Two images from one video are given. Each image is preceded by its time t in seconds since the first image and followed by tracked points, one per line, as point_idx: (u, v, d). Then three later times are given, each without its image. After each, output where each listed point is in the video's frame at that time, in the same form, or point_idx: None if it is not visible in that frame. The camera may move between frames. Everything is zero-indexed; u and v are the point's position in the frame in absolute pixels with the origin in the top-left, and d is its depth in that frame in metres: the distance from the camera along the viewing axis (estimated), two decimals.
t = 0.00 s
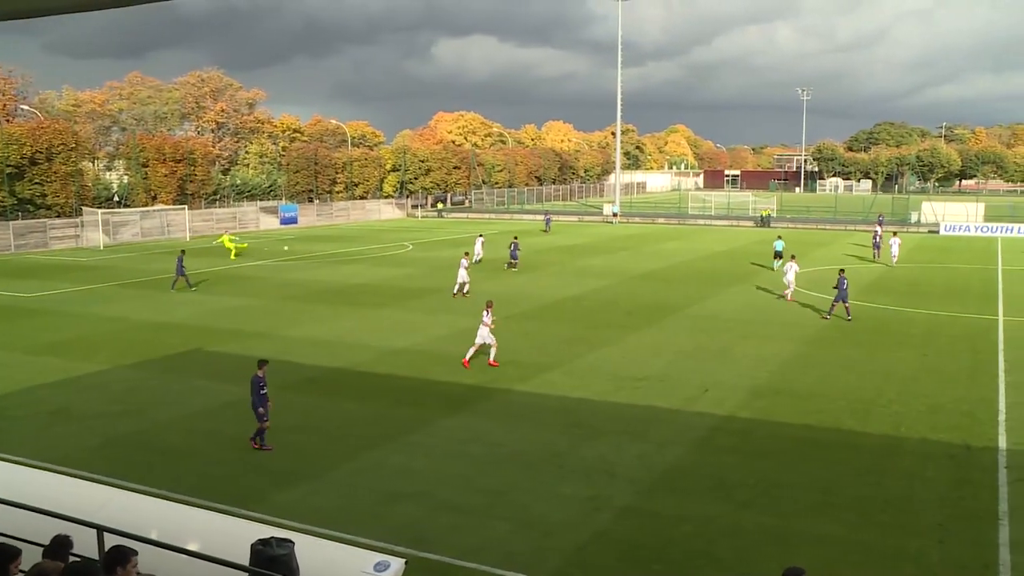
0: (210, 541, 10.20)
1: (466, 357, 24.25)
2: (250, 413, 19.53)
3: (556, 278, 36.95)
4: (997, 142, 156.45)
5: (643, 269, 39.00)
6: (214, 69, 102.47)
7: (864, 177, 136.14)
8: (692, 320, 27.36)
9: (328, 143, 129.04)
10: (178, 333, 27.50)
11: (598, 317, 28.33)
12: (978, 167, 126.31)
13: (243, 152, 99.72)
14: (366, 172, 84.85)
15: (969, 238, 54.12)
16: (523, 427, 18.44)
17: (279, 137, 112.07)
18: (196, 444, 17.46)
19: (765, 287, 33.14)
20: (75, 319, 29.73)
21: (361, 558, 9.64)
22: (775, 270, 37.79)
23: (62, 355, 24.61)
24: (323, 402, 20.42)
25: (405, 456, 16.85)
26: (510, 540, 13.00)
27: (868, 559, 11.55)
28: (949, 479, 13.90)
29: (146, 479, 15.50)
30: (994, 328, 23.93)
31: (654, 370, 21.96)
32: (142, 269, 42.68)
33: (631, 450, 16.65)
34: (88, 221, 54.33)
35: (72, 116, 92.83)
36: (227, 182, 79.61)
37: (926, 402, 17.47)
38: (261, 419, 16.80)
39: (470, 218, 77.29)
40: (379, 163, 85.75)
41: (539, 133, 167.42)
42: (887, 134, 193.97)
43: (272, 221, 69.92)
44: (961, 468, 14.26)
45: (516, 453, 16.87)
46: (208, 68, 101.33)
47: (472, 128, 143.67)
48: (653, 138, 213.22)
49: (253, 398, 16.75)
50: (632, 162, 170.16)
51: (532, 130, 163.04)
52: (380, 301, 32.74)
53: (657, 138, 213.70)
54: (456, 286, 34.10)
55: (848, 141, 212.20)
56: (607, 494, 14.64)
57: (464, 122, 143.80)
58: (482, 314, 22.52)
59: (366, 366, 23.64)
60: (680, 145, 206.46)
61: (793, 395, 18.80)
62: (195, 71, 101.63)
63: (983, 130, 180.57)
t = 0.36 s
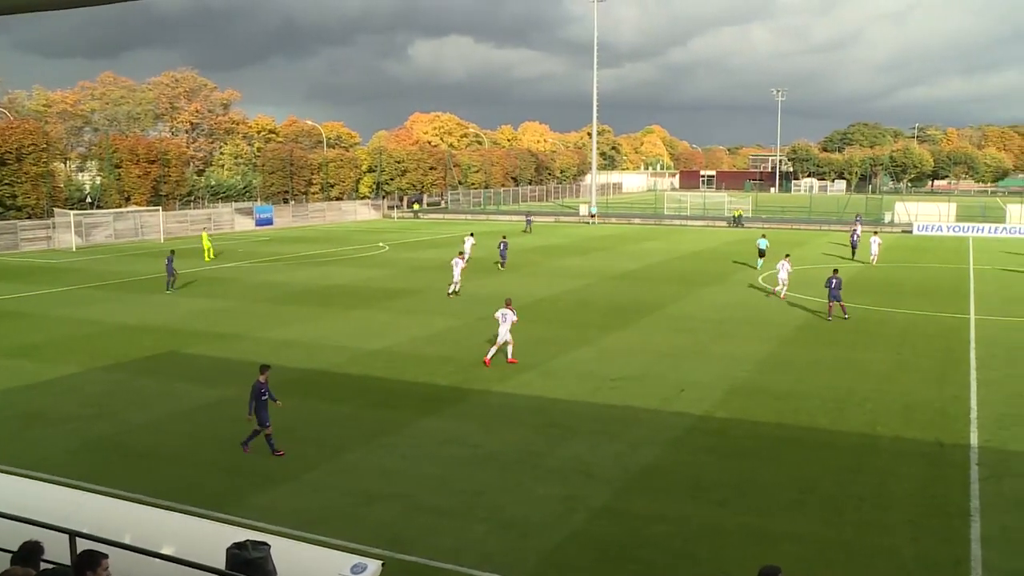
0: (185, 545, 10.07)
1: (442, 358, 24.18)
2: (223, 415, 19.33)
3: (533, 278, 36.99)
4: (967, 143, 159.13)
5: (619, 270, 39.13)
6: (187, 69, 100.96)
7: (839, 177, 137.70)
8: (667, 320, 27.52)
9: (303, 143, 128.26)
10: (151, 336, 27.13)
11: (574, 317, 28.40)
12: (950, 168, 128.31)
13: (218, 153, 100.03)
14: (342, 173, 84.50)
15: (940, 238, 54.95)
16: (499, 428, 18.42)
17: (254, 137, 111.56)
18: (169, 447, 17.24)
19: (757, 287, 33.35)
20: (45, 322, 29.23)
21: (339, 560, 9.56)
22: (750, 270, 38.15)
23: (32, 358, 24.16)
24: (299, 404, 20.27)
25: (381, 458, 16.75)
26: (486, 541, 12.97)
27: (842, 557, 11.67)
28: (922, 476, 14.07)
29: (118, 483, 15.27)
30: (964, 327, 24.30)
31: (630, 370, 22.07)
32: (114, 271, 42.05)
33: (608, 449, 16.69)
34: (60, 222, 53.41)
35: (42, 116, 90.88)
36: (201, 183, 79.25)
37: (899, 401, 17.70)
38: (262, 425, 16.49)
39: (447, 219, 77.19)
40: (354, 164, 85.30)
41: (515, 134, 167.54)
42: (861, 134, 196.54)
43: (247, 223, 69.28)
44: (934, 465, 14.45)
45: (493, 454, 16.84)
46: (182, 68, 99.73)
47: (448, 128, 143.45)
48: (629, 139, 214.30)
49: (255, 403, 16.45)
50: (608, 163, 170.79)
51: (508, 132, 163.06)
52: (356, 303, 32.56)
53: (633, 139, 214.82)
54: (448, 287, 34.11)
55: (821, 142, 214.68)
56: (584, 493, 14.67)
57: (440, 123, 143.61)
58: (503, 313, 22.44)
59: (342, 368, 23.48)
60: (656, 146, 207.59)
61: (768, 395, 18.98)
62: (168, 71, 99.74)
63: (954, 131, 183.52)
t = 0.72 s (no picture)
0: (154, 549, 9.85)
1: (412, 359, 24.07)
2: (192, 418, 19.06)
3: (504, 279, 36.95)
4: (933, 143, 162.30)
5: (589, 270, 39.26)
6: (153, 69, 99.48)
7: (806, 177, 139.41)
8: (637, 320, 27.67)
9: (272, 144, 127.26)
10: (117, 338, 26.65)
11: (545, 318, 28.41)
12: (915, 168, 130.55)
13: (185, 154, 99.23)
14: (311, 174, 83.78)
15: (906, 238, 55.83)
16: (470, 428, 18.37)
17: (222, 138, 110.44)
18: (134, 451, 16.95)
19: (736, 287, 33.41)
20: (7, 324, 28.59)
21: (311, 562, 9.41)
22: (718, 270, 38.49)
23: None
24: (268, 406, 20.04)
25: (351, 459, 16.63)
26: (458, 542, 12.92)
27: (810, 555, 11.83)
28: (888, 472, 14.28)
29: (85, 487, 14.98)
30: (928, 325, 24.70)
31: (599, 369, 22.16)
32: (78, 273, 41.22)
33: (578, 449, 16.75)
34: (23, 223, 52.23)
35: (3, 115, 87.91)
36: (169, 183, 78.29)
37: (867, 399, 17.93)
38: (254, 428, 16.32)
39: (416, 220, 76.88)
40: (323, 165, 84.57)
41: (484, 135, 167.45)
42: (827, 135, 199.39)
43: (215, 224, 68.36)
44: (900, 461, 14.65)
45: (463, 455, 16.79)
46: (148, 67, 98.10)
47: (417, 129, 142.93)
48: (598, 140, 215.45)
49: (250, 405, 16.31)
50: (577, 163, 171.34)
51: (477, 132, 162.97)
52: (326, 304, 32.27)
53: (602, 139, 215.89)
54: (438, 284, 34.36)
55: (789, 142, 217.27)
56: (556, 494, 14.69)
57: (409, 123, 142.94)
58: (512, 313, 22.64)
59: (311, 369, 23.27)
60: (625, 147, 208.65)
61: (736, 394, 19.16)
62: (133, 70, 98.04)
63: (919, 132, 186.91)
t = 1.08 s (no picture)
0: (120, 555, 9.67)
1: (382, 361, 23.92)
2: (158, 422, 18.73)
3: (473, 279, 36.93)
4: (898, 144, 165.64)
5: (560, 270, 39.34)
6: (118, 69, 97.91)
7: (774, 177, 141.30)
8: (607, 320, 27.78)
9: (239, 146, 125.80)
10: (82, 341, 26.13)
11: (515, 319, 28.40)
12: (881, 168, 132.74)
13: (151, 155, 97.53)
14: (279, 175, 82.50)
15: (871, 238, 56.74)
16: (441, 429, 18.30)
17: (189, 139, 108.88)
18: (100, 455, 16.64)
19: (707, 287, 33.63)
20: None
21: (282, 565, 9.31)
22: (687, 270, 38.79)
23: None
24: (235, 408, 19.83)
25: (321, 462, 16.48)
26: (429, 544, 12.88)
27: (779, 552, 11.97)
28: (856, 469, 14.47)
29: (49, 493, 14.67)
30: (893, 324, 25.10)
31: (570, 370, 22.21)
32: (40, 275, 40.34)
33: (549, 450, 16.77)
34: None
35: None
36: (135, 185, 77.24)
37: (835, 398, 18.15)
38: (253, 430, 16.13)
39: (385, 221, 76.43)
40: (292, 166, 83.67)
41: (453, 136, 167.09)
42: (794, 135, 202.44)
43: (183, 225, 67.21)
44: (867, 458, 14.85)
45: (435, 456, 16.73)
46: (112, 67, 96.46)
47: (386, 130, 142.24)
48: (567, 141, 216.25)
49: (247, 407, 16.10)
50: (547, 164, 171.77)
51: (446, 133, 162.69)
52: (294, 305, 31.93)
53: (572, 140, 216.70)
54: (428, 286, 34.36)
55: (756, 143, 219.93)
56: (527, 494, 14.72)
57: (378, 124, 142.22)
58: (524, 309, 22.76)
59: (280, 371, 23.01)
60: (593, 147, 209.71)
61: (706, 393, 19.31)
62: (97, 70, 96.43)
63: (884, 132, 190.49)
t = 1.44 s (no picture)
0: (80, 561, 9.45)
1: (349, 362, 23.70)
2: (119, 425, 18.34)
3: (441, 280, 36.74)
4: (862, 145, 168.52)
5: (528, 271, 39.32)
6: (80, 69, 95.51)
7: (740, 177, 142.88)
8: (574, 320, 27.81)
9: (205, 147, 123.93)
10: (42, 344, 25.51)
11: (484, 320, 28.30)
12: (845, 169, 134.88)
13: (115, 156, 95.18)
14: (245, 176, 81.34)
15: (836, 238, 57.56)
16: (409, 431, 18.16)
17: (153, 140, 106.78)
18: (61, 460, 16.25)
19: (674, 287, 33.79)
20: None
21: (249, 569, 9.14)
22: (654, 270, 39.03)
23: None
24: (198, 411, 19.50)
25: (288, 464, 16.26)
26: (398, 545, 12.77)
27: (748, 550, 12.05)
28: (823, 467, 14.62)
29: (8, 499, 14.28)
30: (857, 323, 25.46)
31: (539, 370, 22.17)
32: None
33: (518, 450, 16.73)
34: None
35: None
36: (98, 186, 75.78)
37: (803, 396, 18.34)
38: (247, 434, 15.77)
39: (352, 222, 75.77)
40: (257, 167, 82.59)
41: (420, 136, 166.31)
42: (759, 136, 204.94)
43: (147, 228, 65.81)
44: (834, 456, 15.01)
45: (403, 458, 16.59)
46: (73, 67, 94.05)
47: (353, 130, 141.17)
48: (534, 141, 216.61)
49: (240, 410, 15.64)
50: (514, 165, 171.81)
51: (413, 133, 162.03)
52: (260, 308, 31.50)
53: (539, 140, 216.99)
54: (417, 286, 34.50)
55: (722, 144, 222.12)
56: (496, 495, 14.67)
57: (344, 125, 141.10)
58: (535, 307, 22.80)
59: (245, 374, 22.65)
60: (560, 148, 210.32)
61: (674, 393, 19.42)
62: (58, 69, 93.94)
63: (848, 133, 193.70)
